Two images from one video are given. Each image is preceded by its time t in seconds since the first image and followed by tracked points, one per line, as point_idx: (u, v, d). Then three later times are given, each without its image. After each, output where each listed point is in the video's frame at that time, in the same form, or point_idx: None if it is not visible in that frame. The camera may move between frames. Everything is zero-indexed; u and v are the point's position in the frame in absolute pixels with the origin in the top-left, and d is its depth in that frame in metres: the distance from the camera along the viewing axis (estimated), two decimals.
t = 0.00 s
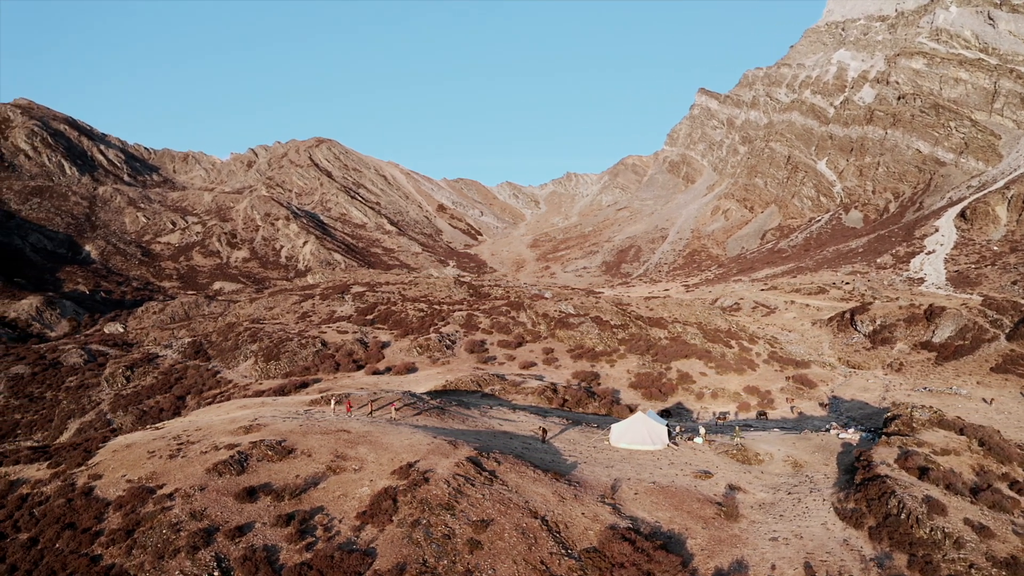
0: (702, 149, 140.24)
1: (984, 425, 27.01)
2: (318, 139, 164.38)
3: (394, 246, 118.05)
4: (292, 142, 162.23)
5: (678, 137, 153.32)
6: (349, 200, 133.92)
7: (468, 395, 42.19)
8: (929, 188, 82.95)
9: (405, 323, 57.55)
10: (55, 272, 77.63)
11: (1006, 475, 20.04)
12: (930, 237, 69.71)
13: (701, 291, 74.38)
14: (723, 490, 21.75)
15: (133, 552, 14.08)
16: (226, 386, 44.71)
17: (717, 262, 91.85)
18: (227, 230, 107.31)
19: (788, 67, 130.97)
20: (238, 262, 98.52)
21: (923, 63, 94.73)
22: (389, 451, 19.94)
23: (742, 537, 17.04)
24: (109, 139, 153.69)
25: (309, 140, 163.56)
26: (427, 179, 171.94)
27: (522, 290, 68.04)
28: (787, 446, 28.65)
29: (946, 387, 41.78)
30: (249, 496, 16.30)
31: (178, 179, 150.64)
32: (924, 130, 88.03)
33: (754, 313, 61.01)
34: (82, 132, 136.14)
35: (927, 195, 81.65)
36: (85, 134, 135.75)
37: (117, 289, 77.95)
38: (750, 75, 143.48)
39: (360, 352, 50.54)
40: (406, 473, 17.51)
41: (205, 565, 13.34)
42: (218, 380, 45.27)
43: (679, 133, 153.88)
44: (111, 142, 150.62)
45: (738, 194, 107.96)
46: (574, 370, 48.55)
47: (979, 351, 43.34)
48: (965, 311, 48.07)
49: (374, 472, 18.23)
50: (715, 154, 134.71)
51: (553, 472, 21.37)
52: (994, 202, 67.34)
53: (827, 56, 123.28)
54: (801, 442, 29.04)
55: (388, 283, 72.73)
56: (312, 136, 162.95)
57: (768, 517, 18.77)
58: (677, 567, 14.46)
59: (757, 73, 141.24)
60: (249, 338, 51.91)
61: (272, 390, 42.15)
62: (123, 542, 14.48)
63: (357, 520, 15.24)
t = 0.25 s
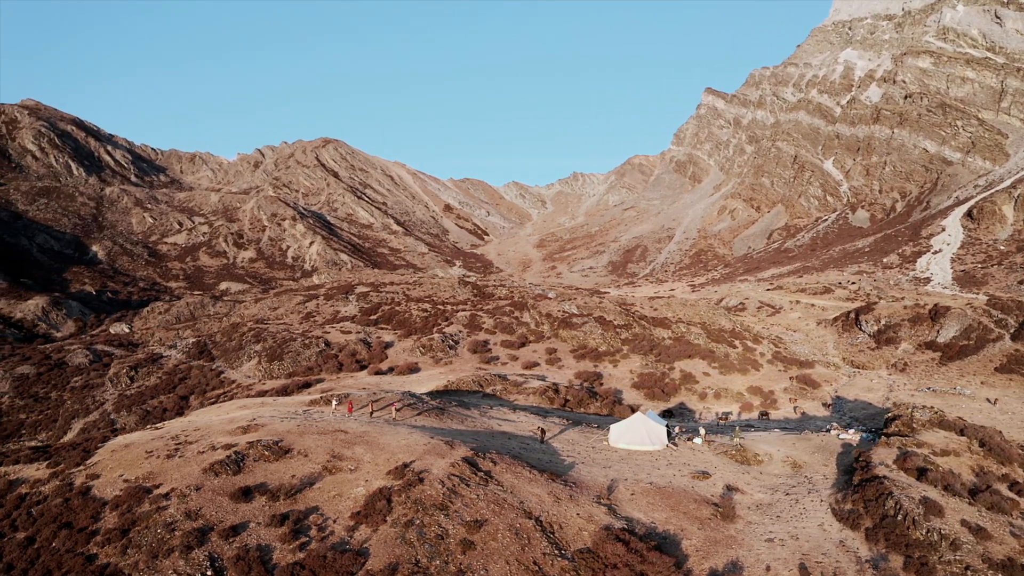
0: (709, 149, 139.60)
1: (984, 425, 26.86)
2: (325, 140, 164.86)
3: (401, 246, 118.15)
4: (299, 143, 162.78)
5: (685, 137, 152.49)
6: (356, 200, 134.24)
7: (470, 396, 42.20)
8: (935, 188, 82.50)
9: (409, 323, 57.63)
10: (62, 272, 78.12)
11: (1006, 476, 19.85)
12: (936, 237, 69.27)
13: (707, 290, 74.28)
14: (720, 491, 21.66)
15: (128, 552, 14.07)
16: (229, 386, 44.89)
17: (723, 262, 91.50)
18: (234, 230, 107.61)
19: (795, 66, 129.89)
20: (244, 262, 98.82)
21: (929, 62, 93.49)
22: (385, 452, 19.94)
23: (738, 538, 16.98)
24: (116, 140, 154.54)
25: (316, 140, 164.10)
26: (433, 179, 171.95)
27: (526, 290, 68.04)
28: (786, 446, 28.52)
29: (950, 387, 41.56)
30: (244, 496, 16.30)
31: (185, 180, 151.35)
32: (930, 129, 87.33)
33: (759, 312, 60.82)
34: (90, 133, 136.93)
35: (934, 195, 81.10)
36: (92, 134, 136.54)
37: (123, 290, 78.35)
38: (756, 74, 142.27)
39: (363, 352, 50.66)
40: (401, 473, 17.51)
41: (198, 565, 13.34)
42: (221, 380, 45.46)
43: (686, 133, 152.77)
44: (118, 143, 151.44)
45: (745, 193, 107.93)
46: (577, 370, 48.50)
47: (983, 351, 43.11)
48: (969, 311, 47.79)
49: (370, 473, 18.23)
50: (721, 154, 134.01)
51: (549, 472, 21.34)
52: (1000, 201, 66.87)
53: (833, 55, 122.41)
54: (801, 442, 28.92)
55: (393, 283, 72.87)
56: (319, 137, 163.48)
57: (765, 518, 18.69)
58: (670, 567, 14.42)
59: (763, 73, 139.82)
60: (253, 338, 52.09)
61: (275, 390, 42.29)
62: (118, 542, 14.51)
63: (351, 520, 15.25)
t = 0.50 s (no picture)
0: (716, 148, 138.80)
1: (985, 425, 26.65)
2: (332, 141, 165.47)
3: (407, 246, 118.21)
4: (306, 144, 163.27)
5: (692, 136, 151.56)
6: (362, 201, 134.47)
7: (471, 396, 42.25)
8: (942, 186, 81.54)
9: (413, 323, 57.73)
10: (70, 273, 78.76)
11: (1006, 477, 19.61)
12: (943, 236, 68.79)
13: (714, 290, 74.20)
14: (718, 491, 21.58)
15: (124, 550, 13.98)
16: (233, 386, 45.07)
17: (730, 262, 91.00)
18: (240, 231, 107.84)
19: (801, 65, 128.82)
20: (251, 262, 99.10)
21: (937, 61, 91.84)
22: (382, 452, 19.94)
23: (733, 539, 16.92)
24: (124, 140, 155.53)
25: (322, 140, 164.60)
26: (440, 180, 172.06)
27: (530, 290, 67.97)
28: (786, 446, 28.36)
29: (955, 387, 41.29)
30: (240, 496, 16.25)
31: (192, 180, 152.11)
32: (937, 128, 86.24)
33: (764, 312, 60.62)
34: (97, 133, 137.81)
35: (941, 194, 80.44)
36: (99, 135, 137.44)
37: (130, 290, 78.71)
38: (763, 73, 140.79)
39: (366, 352, 50.79)
40: (396, 473, 17.50)
41: (192, 563, 13.30)
42: (225, 380, 45.66)
43: (692, 132, 151.86)
44: (125, 144, 152.12)
45: (751, 193, 107.22)
46: (580, 370, 48.43)
47: (987, 351, 42.87)
48: (974, 310, 47.50)
49: (365, 472, 18.20)
50: (728, 153, 133.14)
51: (545, 472, 21.30)
52: (1008, 200, 66.36)
53: (840, 54, 121.41)
54: (801, 442, 28.79)
55: (397, 283, 73.05)
56: (325, 137, 163.91)
57: (762, 518, 18.62)
58: (663, 568, 14.37)
59: (770, 72, 138.22)
60: (257, 339, 52.28)
61: (278, 390, 42.43)
62: (113, 541, 14.30)
63: (345, 520, 15.24)
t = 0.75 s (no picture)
0: (722, 148, 137.68)
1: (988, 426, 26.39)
2: (338, 141, 166.03)
3: (413, 246, 118.26)
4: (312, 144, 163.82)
5: (698, 135, 150.44)
6: (369, 201, 134.72)
7: (472, 395, 42.25)
8: (949, 185, 80.55)
9: (416, 323, 57.80)
10: (76, 274, 79.30)
11: (1005, 477, 19.40)
12: (949, 236, 68.26)
13: (719, 290, 74.04)
14: (715, 491, 21.52)
15: (118, 549, 13.76)
16: (236, 386, 45.25)
17: (736, 262, 90.86)
18: (247, 231, 108.02)
19: (808, 64, 126.89)
20: (257, 263, 99.38)
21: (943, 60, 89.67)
22: (378, 452, 19.90)
23: (728, 540, 16.87)
24: (130, 141, 156.44)
25: (329, 140, 165.09)
26: (447, 180, 172.16)
27: (534, 290, 67.93)
28: (785, 446, 28.24)
29: (959, 387, 41.04)
30: (234, 495, 16.13)
31: (198, 181, 152.79)
32: (944, 127, 84.91)
33: (769, 312, 60.41)
34: (103, 134, 138.58)
35: (948, 193, 79.65)
36: (106, 136, 138.26)
37: (136, 290, 79.10)
38: (769, 72, 139.26)
39: (369, 352, 50.89)
40: (391, 473, 17.46)
41: (185, 562, 13.19)
42: (228, 381, 45.83)
43: (699, 131, 150.71)
44: (132, 144, 152.92)
45: (758, 192, 108.13)
46: (583, 370, 48.37)
47: (992, 351, 42.55)
48: (979, 310, 47.12)
49: (361, 472, 18.15)
50: (735, 153, 132.07)
51: (540, 472, 21.24)
52: (1016, 199, 65.70)
53: (848, 53, 120.04)
54: (801, 442, 28.65)
55: (402, 283, 73.15)
56: (332, 137, 164.25)
57: (758, 519, 18.54)
58: (655, 568, 14.32)
59: (776, 71, 136.50)
60: (260, 339, 52.45)
61: (280, 390, 42.60)
62: (109, 540, 14.04)
63: (339, 519, 15.20)
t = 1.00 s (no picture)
0: (730, 147, 135.65)
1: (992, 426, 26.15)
2: (345, 142, 166.75)
3: (420, 246, 118.41)
4: (319, 144, 164.50)
5: (705, 135, 148.70)
6: (376, 201, 135.06)
7: (474, 395, 42.27)
8: (957, 185, 79.84)
9: (420, 323, 57.90)
10: (84, 274, 79.82)
11: (1006, 478, 19.18)
12: (956, 235, 67.81)
13: (726, 290, 73.80)
14: (713, 492, 21.46)
15: (114, 548, 13.65)
16: (240, 386, 45.43)
17: (743, 262, 89.59)
18: (254, 232, 108.28)
19: (815, 63, 126.31)
20: (264, 263, 99.73)
21: (951, 59, 89.33)
22: (374, 452, 19.87)
23: (724, 540, 16.81)
24: (138, 142, 157.36)
25: (336, 141, 165.83)
26: (454, 180, 172.29)
27: (538, 290, 67.85)
28: (785, 446, 28.12)
29: (964, 387, 40.76)
30: (230, 495, 16.06)
31: (206, 181, 153.59)
32: (951, 127, 84.30)
33: (774, 312, 60.22)
34: (111, 135, 139.44)
35: (955, 192, 78.77)
36: (114, 137, 139.13)
37: (143, 291, 79.47)
38: (777, 71, 137.70)
39: (373, 352, 51.02)
40: (386, 473, 17.44)
41: (179, 561, 13.14)
42: (232, 381, 46.02)
43: (706, 130, 148.87)
44: (139, 145, 153.74)
45: (766, 191, 104.57)
46: (586, 370, 48.32)
47: (997, 350, 42.27)
48: (984, 309, 46.82)
49: (357, 472, 18.11)
50: (742, 152, 130.60)
51: (536, 472, 21.19)
52: None
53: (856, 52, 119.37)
54: (801, 443, 28.52)
55: (406, 283, 73.30)
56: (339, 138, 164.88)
57: (755, 520, 18.45)
58: (648, 568, 14.30)
59: (784, 70, 135.88)
60: (264, 339, 52.66)
61: (284, 390, 42.77)
62: (104, 538, 13.92)
63: (333, 519, 15.18)
